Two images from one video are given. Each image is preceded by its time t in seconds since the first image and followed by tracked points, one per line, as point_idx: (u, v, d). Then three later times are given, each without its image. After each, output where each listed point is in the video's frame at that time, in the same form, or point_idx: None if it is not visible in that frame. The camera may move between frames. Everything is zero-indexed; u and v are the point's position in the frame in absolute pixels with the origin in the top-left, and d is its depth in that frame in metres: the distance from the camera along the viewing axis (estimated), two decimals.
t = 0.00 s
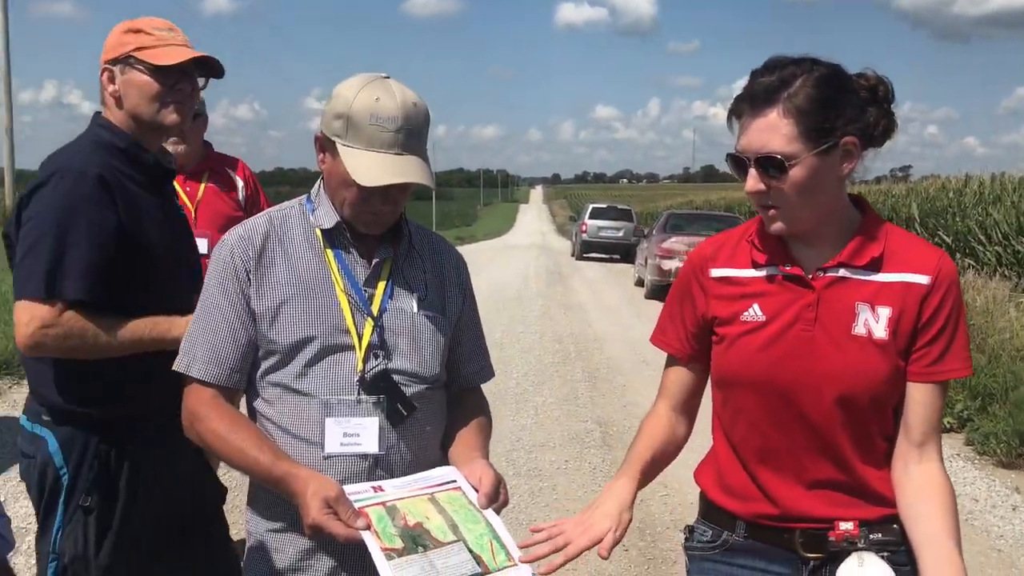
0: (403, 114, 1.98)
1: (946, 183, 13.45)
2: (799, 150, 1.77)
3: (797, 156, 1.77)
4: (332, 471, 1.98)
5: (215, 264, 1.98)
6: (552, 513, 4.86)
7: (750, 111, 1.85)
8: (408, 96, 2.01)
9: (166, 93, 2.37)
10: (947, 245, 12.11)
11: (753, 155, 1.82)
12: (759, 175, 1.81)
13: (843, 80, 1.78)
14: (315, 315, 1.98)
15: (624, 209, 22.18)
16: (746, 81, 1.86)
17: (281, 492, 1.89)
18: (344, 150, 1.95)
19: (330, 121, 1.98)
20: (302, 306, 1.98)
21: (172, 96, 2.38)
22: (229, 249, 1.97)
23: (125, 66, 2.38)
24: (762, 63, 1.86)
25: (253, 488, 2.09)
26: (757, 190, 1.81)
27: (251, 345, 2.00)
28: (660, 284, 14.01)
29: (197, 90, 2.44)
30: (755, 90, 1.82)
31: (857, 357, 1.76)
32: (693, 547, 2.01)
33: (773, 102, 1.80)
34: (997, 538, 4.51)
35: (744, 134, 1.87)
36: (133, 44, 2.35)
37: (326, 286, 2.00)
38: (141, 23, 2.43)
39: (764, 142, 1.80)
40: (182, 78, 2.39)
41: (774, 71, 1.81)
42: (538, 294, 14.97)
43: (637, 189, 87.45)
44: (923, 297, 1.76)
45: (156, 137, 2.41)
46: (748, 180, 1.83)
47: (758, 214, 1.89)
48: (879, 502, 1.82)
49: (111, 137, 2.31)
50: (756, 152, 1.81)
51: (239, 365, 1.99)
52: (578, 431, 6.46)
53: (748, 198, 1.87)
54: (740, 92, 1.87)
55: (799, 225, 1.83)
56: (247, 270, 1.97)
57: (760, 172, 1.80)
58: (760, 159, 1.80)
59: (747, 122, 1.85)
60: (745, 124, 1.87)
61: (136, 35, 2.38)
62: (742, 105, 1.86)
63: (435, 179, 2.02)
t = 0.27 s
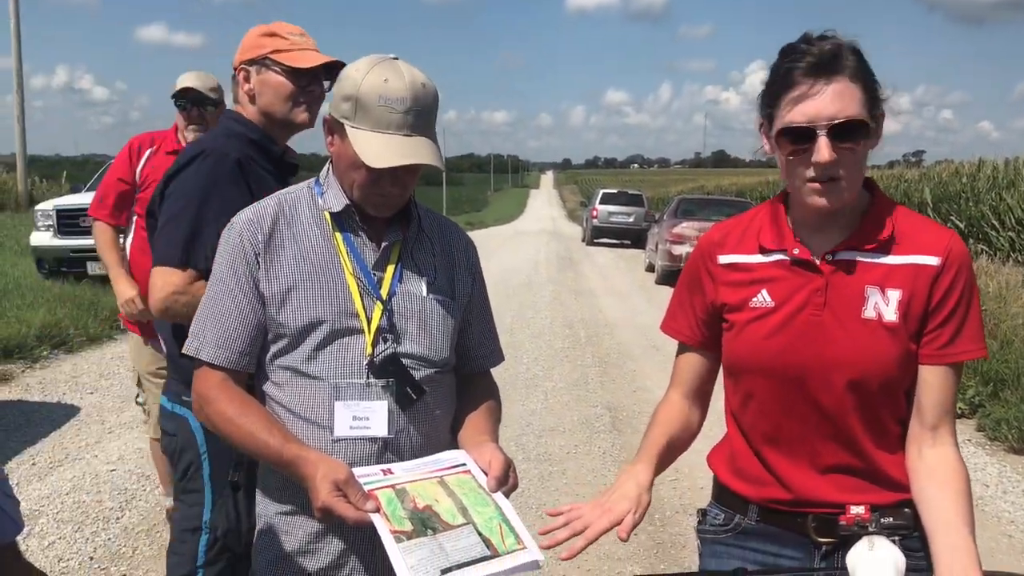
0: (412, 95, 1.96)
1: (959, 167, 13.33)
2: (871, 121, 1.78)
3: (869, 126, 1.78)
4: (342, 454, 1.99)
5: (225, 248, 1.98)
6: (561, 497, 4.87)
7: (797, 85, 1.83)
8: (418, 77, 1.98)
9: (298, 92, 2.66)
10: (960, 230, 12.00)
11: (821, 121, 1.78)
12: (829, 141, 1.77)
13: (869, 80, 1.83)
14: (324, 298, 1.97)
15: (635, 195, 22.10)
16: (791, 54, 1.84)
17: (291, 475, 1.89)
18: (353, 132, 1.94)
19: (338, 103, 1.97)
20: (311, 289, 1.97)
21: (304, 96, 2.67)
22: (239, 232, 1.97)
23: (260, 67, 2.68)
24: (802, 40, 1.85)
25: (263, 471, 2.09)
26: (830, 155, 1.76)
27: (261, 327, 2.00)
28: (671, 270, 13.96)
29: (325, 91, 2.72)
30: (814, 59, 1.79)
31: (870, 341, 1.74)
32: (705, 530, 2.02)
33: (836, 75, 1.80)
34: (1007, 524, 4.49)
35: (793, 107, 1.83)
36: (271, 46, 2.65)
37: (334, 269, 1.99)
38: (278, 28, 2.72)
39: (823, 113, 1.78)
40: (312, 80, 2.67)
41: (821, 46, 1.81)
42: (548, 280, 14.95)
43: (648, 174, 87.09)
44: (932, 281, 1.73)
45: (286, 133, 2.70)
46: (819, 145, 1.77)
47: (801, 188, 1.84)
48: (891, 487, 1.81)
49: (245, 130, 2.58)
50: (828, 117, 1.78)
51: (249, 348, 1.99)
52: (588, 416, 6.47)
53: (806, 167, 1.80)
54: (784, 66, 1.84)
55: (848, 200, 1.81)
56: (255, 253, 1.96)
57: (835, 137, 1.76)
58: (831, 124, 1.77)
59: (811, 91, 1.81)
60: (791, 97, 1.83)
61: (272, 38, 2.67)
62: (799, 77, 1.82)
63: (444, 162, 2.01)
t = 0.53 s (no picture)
0: (415, 63, 1.95)
1: (965, 152, 13.27)
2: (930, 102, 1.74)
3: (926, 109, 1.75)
4: (348, 439, 1.98)
5: (229, 233, 1.97)
6: (565, 482, 4.88)
7: (858, 64, 1.73)
8: (414, 45, 1.98)
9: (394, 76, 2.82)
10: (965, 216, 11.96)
11: (891, 99, 1.70)
12: (899, 120, 1.69)
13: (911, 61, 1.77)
14: (330, 284, 1.96)
15: (639, 180, 22.05)
16: (842, 33, 1.74)
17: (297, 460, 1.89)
18: (365, 109, 1.91)
19: (342, 86, 1.94)
20: (317, 274, 1.96)
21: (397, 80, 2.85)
22: (243, 217, 1.96)
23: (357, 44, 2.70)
24: (844, 19, 1.77)
25: (268, 457, 2.09)
26: (901, 135, 1.68)
27: (266, 312, 1.99)
28: (675, 256, 13.94)
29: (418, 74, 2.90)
30: (878, 36, 1.71)
31: (884, 332, 1.72)
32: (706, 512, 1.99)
33: (894, 55, 1.73)
34: (1010, 509, 4.50)
35: (857, 87, 1.72)
36: (372, 23, 2.65)
37: (339, 256, 1.98)
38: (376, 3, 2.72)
39: (891, 91, 1.70)
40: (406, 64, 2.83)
41: (866, 25, 1.74)
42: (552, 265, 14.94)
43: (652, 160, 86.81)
44: (948, 272, 1.72)
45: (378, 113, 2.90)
46: (890, 126, 1.68)
47: (861, 172, 1.72)
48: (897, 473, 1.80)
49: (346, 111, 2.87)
50: (897, 96, 1.71)
51: (254, 334, 1.98)
52: (592, 402, 6.48)
53: (874, 148, 1.69)
54: (838, 46, 1.74)
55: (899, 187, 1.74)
56: (260, 238, 1.96)
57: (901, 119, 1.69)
58: (899, 103, 1.70)
59: (879, 71, 1.72)
60: (848, 77, 1.73)
61: (372, 15, 2.67)
62: (863, 57, 1.72)
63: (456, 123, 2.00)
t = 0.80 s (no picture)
0: (406, 40, 1.96)
1: (963, 141, 13.25)
2: (943, 90, 1.71)
3: (939, 97, 1.71)
4: (344, 429, 1.97)
5: (223, 222, 1.95)
6: (562, 472, 4.89)
7: (874, 50, 1.68)
8: (403, 26, 1.99)
9: (469, 72, 2.83)
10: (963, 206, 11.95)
11: (905, 87, 1.66)
12: (913, 108, 1.65)
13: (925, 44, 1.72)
14: (325, 274, 1.95)
15: (636, 170, 22.02)
16: (856, 18, 1.69)
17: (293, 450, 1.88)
18: (367, 91, 1.90)
19: (337, 73, 1.92)
20: (312, 264, 1.95)
21: (474, 75, 2.84)
22: (237, 206, 1.94)
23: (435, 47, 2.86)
24: (857, 2, 1.72)
25: (263, 446, 2.09)
26: (915, 122, 1.64)
27: (260, 302, 1.98)
28: (673, 246, 13.94)
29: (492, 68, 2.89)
30: (894, 22, 1.67)
31: (893, 321, 1.69)
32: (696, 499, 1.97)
33: (910, 40, 1.69)
34: (1007, 497, 4.50)
35: (871, 74, 1.67)
36: (445, 27, 2.81)
37: (336, 244, 1.97)
38: (452, 7, 2.88)
39: (907, 79, 1.66)
40: (482, 59, 2.83)
41: (882, 10, 1.69)
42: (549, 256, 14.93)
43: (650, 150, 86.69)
44: (959, 256, 1.72)
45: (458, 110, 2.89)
46: (903, 112, 1.64)
47: (873, 161, 1.67)
48: (893, 460, 1.80)
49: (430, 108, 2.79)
50: (912, 83, 1.66)
51: (248, 324, 1.97)
52: (589, 391, 6.48)
53: (886, 136, 1.65)
54: (852, 31, 1.68)
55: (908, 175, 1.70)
56: (254, 227, 1.94)
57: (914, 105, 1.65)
58: (914, 91, 1.66)
59: (896, 58, 1.67)
60: (863, 63, 1.68)
61: (447, 18, 2.83)
62: (880, 44, 1.67)
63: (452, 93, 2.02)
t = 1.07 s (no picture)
0: (395, 34, 1.99)
1: (956, 141, 13.30)
2: (933, 90, 1.71)
3: (928, 97, 1.72)
4: (334, 428, 1.97)
5: (211, 222, 1.95)
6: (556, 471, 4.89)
7: (863, 49, 1.68)
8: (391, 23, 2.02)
9: (551, 77, 2.75)
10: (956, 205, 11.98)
11: (895, 87, 1.66)
12: (902, 108, 1.66)
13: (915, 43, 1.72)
14: (314, 273, 1.95)
15: (631, 170, 22.03)
16: (846, 17, 1.70)
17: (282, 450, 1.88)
18: (360, 84, 1.91)
19: (328, 68, 1.92)
20: (301, 264, 1.95)
21: (555, 81, 2.76)
22: (225, 206, 1.94)
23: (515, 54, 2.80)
24: (847, 1, 1.73)
25: (253, 446, 2.09)
26: (904, 121, 1.64)
27: (250, 301, 1.98)
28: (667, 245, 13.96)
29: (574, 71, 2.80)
30: (884, 21, 1.67)
31: (880, 320, 1.70)
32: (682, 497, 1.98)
33: (900, 38, 1.69)
34: (998, 495, 4.52)
35: (861, 72, 1.67)
36: (524, 33, 2.75)
37: (326, 244, 1.98)
38: (531, 12, 2.82)
39: (896, 78, 1.66)
40: (563, 64, 2.75)
41: (872, 9, 1.70)
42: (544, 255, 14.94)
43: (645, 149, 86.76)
44: (946, 255, 1.72)
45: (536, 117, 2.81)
46: (892, 111, 1.65)
47: (862, 160, 1.68)
48: (880, 458, 1.80)
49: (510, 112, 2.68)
50: (901, 83, 1.67)
51: (237, 323, 1.97)
52: (583, 390, 6.49)
53: (873, 134, 1.66)
54: (841, 30, 1.69)
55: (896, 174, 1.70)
56: (243, 227, 1.94)
57: (904, 105, 1.66)
58: (903, 91, 1.66)
59: (885, 57, 1.67)
60: (852, 62, 1.68)
61: (526, 24, 2.78)
62: (869, 43, 1.67)
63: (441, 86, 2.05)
